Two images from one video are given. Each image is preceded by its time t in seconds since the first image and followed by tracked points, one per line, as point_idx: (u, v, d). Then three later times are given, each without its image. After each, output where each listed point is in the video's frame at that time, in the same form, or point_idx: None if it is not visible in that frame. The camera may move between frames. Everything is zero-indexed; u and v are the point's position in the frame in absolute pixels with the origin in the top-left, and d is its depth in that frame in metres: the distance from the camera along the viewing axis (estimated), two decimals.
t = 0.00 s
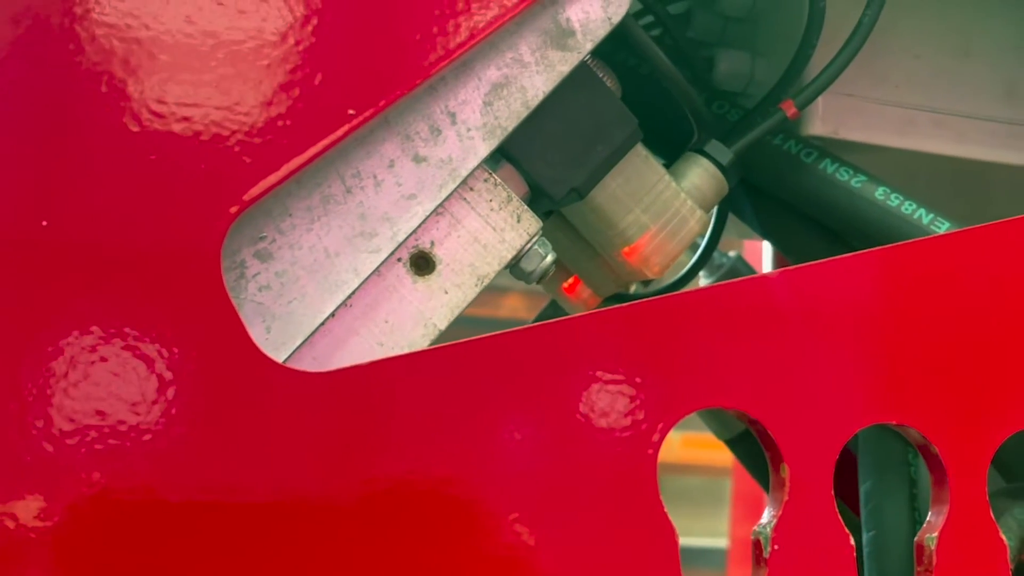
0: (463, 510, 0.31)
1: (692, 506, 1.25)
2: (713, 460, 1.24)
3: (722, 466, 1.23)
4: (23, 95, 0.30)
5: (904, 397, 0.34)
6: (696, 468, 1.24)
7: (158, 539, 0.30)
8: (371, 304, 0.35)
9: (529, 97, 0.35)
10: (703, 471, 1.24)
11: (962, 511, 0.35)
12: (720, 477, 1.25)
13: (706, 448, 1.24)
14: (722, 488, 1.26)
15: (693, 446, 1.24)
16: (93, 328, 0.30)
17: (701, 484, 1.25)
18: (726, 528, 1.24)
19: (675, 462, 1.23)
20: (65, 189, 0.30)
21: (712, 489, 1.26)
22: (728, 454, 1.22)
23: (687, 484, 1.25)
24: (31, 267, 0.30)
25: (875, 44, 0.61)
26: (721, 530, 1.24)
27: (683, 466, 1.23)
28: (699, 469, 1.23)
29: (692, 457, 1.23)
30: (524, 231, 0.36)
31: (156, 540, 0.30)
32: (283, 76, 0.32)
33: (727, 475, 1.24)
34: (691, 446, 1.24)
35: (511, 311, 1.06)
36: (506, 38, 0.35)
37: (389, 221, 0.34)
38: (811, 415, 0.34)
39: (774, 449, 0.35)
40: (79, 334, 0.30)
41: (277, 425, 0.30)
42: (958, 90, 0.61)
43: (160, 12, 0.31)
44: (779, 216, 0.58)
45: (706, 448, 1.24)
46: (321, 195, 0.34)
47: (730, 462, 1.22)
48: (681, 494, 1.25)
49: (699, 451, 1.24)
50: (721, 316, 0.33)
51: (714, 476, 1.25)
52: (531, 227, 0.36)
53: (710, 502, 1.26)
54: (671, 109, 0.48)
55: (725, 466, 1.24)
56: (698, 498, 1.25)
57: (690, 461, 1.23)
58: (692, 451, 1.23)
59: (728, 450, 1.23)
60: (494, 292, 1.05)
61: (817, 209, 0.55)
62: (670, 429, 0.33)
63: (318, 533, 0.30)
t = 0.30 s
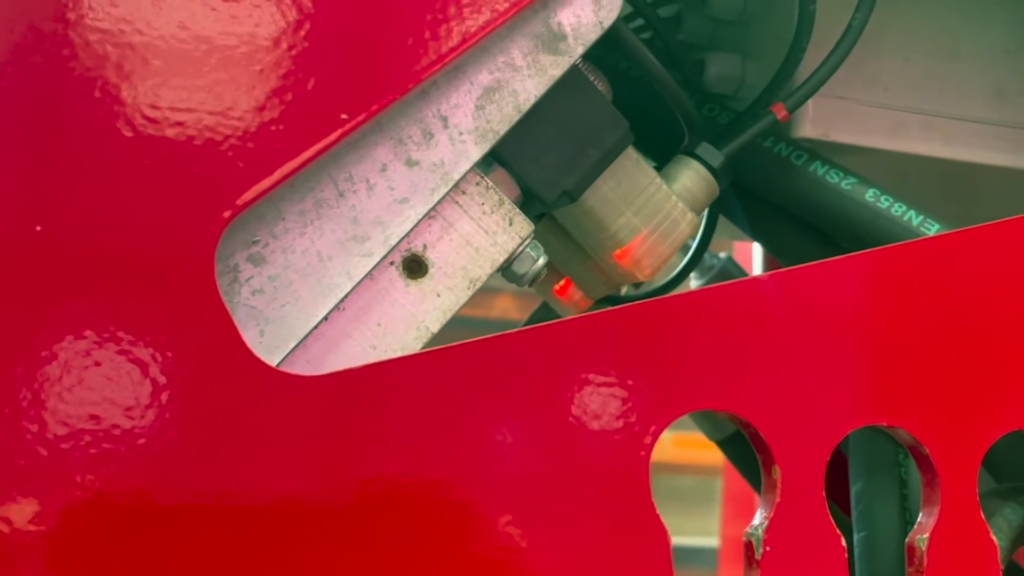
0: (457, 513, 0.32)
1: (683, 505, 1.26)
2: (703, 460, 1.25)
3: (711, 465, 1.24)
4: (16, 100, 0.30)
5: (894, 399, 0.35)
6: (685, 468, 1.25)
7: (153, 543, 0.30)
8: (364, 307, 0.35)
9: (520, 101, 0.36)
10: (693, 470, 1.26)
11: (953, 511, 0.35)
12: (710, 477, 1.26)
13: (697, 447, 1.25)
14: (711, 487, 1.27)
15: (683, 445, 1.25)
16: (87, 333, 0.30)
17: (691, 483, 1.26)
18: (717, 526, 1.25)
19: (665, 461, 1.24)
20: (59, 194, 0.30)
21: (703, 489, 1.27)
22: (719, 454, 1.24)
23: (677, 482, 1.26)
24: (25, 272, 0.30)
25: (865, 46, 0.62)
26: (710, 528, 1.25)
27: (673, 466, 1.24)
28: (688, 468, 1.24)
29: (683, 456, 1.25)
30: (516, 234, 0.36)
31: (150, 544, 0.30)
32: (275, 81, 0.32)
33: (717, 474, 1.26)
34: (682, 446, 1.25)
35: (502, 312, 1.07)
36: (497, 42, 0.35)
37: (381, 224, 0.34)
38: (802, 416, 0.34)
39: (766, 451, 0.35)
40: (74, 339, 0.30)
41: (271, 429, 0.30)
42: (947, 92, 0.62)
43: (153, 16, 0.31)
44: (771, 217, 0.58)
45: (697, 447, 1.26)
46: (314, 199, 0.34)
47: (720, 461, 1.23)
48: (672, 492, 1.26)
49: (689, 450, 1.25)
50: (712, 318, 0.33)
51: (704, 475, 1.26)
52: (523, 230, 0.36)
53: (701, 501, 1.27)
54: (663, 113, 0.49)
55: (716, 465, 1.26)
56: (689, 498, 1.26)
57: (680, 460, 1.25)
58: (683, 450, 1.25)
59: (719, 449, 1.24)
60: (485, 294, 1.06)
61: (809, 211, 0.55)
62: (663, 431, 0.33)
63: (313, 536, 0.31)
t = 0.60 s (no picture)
0: (452, 515, 0.32)
1: (680, 504, 1.26)
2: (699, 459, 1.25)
3: (708, 464, 1.24)
4: (11, 103, 0.30)
5: (889, 400, 0.35)
6: (681, 466, 1.25)
7: (149, 545, 0.30)
8: (359, 308, 0.35)
9: (515, 102, 0.36)
10: (690, 469, 1.26)
11: (948, 512, 0.35)
12: (707, 476, 1.26)
13: (695, 446, 1.26)
14: (710, 487, 1.27)
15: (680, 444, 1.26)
16: (82, 335, 0.30)
17: (687, 482, 1.26)
18: (714, 525, 1.25)
19: (662, 460, 1.24)
20: (54, 197, 0.30)
21: (699, 488, 1.27)
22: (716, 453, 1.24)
23: (674, 481, 1.26)
24: (20, 274, 0.30)
25: (862, 46, 0.62)
26: (708, 527, 1.25)
27: (669, 464, 1.24)
28: (685, 467, 1.25)
29: (679, 455, 1.25)
30: (511, 235, 0.36)
31: (146, 546, 0.30)
32: (270, 83, 0.32)
33: (715, 474, 1.26)
34: (679, 445, 1.26)
35: (500, 310, 1.07)
36: (493, 43, 0.35)
37: (376, 226, 0.34)
38: (798, 417, 0.34)
39: (761, 452, 0.35)
40: (69, 341, 0.30)
41: (266, 431, 0.31)
42: (943, 93, 0.62)
43: (148, 19, 0.31)
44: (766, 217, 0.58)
45: (694, 447, 1.26)
46: (309, 201, 0.34)
47: (717, 460, 1.23)
48: (669, 491, 1.26)
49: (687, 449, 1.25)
50: (707, 320, 0.34)
51: (700, 475, 1.26)
52: (519, 231, 0.36)
53: (698, 501, 1.27)
54: (658, 114, 0.49)
55: (713, 465, 1.26)
56: (686, 497, 1.26)
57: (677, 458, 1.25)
58: (680, 449, 1.25)
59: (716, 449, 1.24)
60: (482, 292, 1.06)
61: (804, 211, 0.55)
62: (658, 432, 0.33)
63: (308, 538, 0.31)
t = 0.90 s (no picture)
0: (452, 512, 0.31)
1: (676, 508, 1.26)
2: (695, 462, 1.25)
3: (704, 468, 1.24)
4: (8, 101, 0.30)
5: (889, 397, 0.35)
6: (677, 471, 1.25)
7: (145, 545, 0.30)
8: (357, 307, 0.35)
9: (513, 100, 0.36)
10: (687, 473, 1.25)
11: (947, 510, 0.35)
12: (704, 481, 1.26)
13: (691, 450, 1.25)
14: (705, 490, 1.27)
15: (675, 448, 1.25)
16: (80, 333, 0.30)
17: (683, 486, 1.26)
18: (709, 530, 1.26)
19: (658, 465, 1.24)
20: (52, 195, 0.30)
21: (695, 493, 1.27)
22: (712, 457, 1.24)
23: (669, 486, 1.26)
24: (17, 273, 0.30)
25: (859, 45, 0.62)
26: (703, 531, 1.25)
27: (665, 469, 1.24)
28: (681, 471, 1.24)
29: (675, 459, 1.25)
30: (509, 234, 0.36)
31: (143, 546, 0.30)
32: (268, 81, 0.32)
33: (710, 479, 1.25)
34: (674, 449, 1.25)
35: (495, 315, 1.07)
36: (490, 42, 0.35)
37: (374, 224, 0.34)
38: (797, 415, 0.34)
39: (761, 450, 0.35)
40: (67, 339, 0.30)
41: (264, 429, 0.30)
42: (941, 91, 0.62)
43: (145, 17, 0.31)
44: (764, 217, 0.58)
45: (690, 451, 1.26)
46: (306, 199, 0.34)
47: (713, 464, 1.23)
48: (664, 496, 1.26)
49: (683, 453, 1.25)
50: (705, 317, 0.33)
51: (696, 480, 1.26)
52: (517, 229, 0.36)
53: (693, 505, 1.27)
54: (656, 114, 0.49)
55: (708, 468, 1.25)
56: (681, 501, 1.26)
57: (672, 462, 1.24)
58: (675, 454, 1.25)
59: (713, 453, 1.24)
60: (476, 298, 1.06)
61: (802, 211, 0.55)
62: (657, 430, 0.33)
63: (306, 537, 0.30)
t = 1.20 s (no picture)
0: (451, 511, 0.31)
1: (673, 509, 1.25)
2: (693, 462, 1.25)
3: (702, 468, 1.24)
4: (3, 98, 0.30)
5: (889, 395, 0.35)
6: (675, 471, 1.25)
7: (142, 545, 0.29)
8: (355, 306, 0.35)
9: (512, 98, 0.35)
10: (684, 473, 1.25)
11: (948, 509, 0.35)
12: (701, 481, 1.26)
13: (688, 450, 1.25)
14: (702, 490, 1.27)
15: (673, 449, 1.25)
16: (76, 332, 0.30)
17: (680, 486, 1.26)
18: (706, 530, 1.25)
19: (656, 465, 1.24)
20: (47, 193, 0.30)
21: (693, 493, 1.26)
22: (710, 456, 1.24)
23: (666, 486, 1.25)
24: (12, 271, 0.29)
25: (858, 43, 0.62)
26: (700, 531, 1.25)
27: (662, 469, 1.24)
28: (678, 471, 1.24)
29: (673, 459, 1.25)
30: (508, 232, 0.36)
31: (140, 546, 0.29)
32: (266, 78, 0.32)
33: (708, 479, 1.25)
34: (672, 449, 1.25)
35: (492, 317, 1.07)
36: (489, 38, 0.35)
37: (372, 222, 0.34)
38: (797, 414, 0.34)
39: (761, 448, 0.35)
40: (62, 338, 0.30)
41: (262, 428, 0.30)
42: (940, 89, 0.62)
43: (141, 13, 0.31)
44: (762, 216, 0.58)
45: (688, 451, 1.26)
46: (304, 197, 0.34)
47: (711, 464, 1.23)
48: (661, 495, 1.26)
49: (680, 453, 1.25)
50: (705, 315, 0.33)
51: (693, 480, 1.26)
52: (515, 228, 0.36)
53: (690, 505, 1.26)
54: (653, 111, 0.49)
55: (705, 468, 1.25)
56: (678, 502, 1.26)
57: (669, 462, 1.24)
58: (673, 454, 1.25)
59: (712, 453, 1.24)
60: (474, 299, 1.06)
61: (801, 210, 0.55)
62: (657, 429, 0.33)
63: (304, 537, 0.30)
